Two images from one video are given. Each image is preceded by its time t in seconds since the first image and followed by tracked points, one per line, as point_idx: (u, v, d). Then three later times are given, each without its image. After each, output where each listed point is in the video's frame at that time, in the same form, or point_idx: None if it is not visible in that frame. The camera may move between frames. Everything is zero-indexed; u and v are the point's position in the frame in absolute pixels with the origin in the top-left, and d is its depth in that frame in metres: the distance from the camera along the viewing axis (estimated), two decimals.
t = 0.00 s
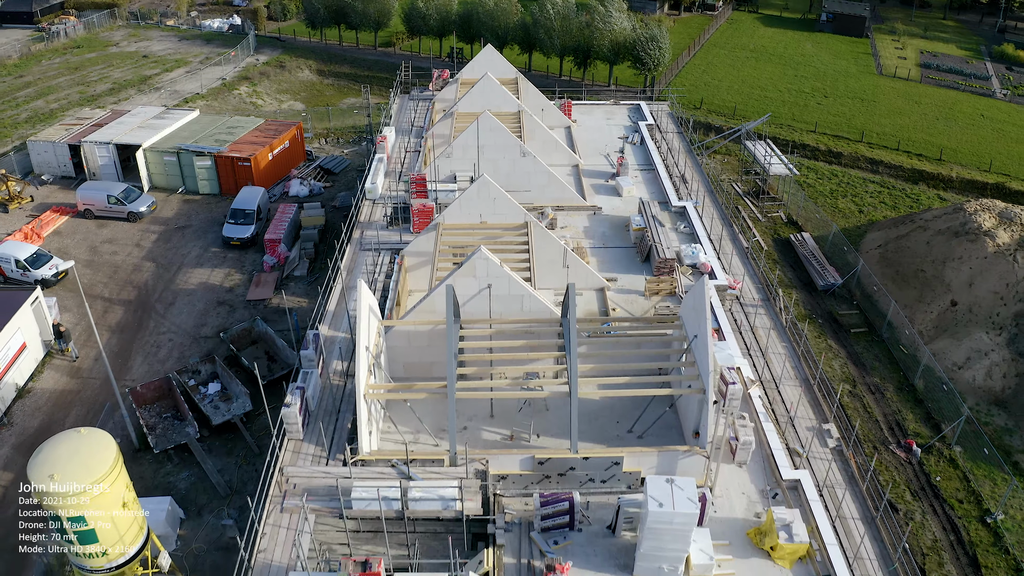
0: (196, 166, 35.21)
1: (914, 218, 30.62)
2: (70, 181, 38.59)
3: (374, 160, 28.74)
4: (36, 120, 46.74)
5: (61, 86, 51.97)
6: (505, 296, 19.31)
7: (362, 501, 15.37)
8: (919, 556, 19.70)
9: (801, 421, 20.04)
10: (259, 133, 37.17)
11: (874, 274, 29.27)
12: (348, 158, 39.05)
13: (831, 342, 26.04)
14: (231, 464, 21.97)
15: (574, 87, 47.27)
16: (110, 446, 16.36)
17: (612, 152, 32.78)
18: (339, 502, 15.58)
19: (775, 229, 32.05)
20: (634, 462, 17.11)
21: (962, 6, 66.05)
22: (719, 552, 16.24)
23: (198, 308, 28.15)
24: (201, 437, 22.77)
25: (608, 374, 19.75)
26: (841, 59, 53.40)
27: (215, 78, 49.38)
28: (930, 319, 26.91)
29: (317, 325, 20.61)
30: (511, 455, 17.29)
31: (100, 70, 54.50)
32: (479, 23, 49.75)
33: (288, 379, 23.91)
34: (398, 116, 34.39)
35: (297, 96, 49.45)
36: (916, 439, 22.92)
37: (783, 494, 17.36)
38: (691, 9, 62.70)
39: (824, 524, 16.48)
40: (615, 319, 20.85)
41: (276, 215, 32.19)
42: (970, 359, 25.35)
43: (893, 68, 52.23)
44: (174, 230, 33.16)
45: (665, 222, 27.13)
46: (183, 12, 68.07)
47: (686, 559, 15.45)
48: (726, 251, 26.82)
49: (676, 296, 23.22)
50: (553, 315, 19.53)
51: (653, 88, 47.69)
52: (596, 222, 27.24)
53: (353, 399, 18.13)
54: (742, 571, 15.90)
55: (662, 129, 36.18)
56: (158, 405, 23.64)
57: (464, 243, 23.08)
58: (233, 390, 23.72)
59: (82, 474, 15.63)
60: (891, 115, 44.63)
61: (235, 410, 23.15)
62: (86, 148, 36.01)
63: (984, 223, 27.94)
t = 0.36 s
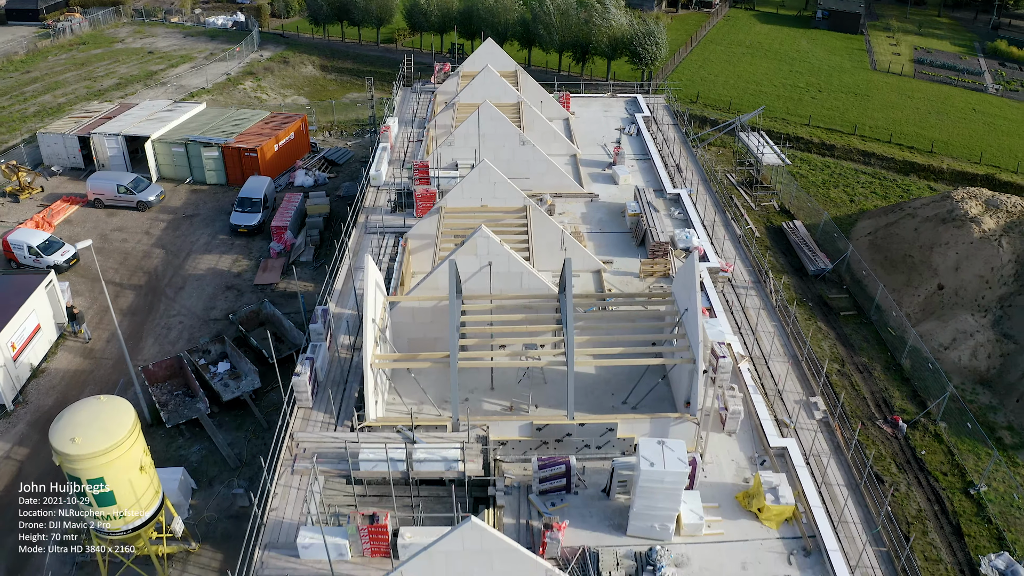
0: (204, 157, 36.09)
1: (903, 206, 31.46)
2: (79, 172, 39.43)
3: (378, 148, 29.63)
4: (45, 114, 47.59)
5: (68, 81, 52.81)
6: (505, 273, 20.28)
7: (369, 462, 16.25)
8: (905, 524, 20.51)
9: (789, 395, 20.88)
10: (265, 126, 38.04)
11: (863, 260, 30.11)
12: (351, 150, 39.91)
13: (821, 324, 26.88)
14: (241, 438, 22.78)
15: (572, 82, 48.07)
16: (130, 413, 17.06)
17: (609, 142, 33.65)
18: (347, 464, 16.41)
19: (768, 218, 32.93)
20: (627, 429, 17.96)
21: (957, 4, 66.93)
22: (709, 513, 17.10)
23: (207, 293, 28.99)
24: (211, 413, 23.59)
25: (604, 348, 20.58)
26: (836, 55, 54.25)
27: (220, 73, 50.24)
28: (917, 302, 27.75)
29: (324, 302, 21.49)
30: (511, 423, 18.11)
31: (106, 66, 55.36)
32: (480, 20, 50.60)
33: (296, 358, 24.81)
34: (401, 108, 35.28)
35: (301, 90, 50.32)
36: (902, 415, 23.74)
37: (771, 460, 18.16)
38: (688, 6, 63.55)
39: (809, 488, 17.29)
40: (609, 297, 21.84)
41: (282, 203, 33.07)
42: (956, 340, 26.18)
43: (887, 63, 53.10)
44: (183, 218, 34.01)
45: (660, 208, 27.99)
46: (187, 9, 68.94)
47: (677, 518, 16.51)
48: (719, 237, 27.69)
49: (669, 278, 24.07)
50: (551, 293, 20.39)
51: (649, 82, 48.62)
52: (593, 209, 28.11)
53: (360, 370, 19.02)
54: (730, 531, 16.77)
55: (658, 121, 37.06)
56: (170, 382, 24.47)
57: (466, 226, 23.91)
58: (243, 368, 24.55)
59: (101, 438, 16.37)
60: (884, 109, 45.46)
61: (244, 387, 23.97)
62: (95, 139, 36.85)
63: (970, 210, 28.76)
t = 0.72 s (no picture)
0: (212, 148, 37.01)
1: (893, 195, 32.36)
2: (89, 163, 40.31)
3: (382, 137, 30.59)
4: (54, 108, 48.50)
5: (76, 76, 53.72)
6: (506, 252, 21.47)
7: (377, 425, 17.01)
8: (890, 493, 21.34)
9: (778, 369, 21.77)
10: (271, 117, 38.96)
11: (853, 246, 31.00)
12: (355, 142, 40.82)
13: (812, 306, 27.75)
14: (251, 412, 23.63)
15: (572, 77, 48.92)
16: (148, 380, 17.91)
17: (606, 132, 34.56)
18: (355, 428, 17.27)
19: (761, 206, 33.85)
20: (622, 397, 18.83)
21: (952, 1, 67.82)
22: (700, 476, 17.95)
23: (216, 277, 29.88)
24: (221, 389, 24.43)
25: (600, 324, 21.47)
26: (831, 50, 55.14)
27: (225, 68, 51.12)
28: (906, 286, 28.66)
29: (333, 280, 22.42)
30: (511, 391, 19.02)
31: (113, 61, 56.25)
32: (481, 16, 51.46)
33: (303, 338, 25.68)
34: (404, 99, 36.22)
35: (305, 85, 51.24)
36: (889, 391, 24.61)
37: (759, 428, 19.01)
38: (686, 4, 64.48)
39: (796, 453, 18.13)
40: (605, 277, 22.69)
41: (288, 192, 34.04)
42: (942, 321, 27.03)
43: (881, 59, 53.99)
44: (191, 207, 34.93)
45: (655, 194, 28.92)
46: (191, 7, 69.86)
47: (669, 479, 17.39)
48: (712, 222, 28.62)
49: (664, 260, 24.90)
50: (549, 271, 21.39)
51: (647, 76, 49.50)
52: (590, 195, 29.01)
53: (367, 342, 19.97)
54: (720, 493, 17.61)
55: (654, 113, 37.98)
56: (182, 360, 25.33)
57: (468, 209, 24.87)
58: (252, 347, 25.40)
59: (121, 402, 17.19)
60: (878, 103, 46.33)
61: (254, 364, 24.82)
62: (105, 130, 37.75)
63: (957, 197, 29.66)
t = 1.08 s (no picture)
0: (220, 140, 37.97)
1: (883, 185, 33.29)
2: (98, 156, 41.21)
3: (387, 128, 31.56)
4: (62, 103, 49.39)
5: (83, 72, 54.62)
6: (506, 234, 22.54)
7: (385, 395, 18.00)
8: (876, 466, 22.18)
9: (767, 346, 22.70)
10: (276, 111, 39.94)
11: (844, 234, 31.93)
12: (359, 135, 41.76)
13: (803, 291, 28.67)
14: (261, 390, 24.54)
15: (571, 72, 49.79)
16: (166, 353, 18.82)
17: (604, 125, 35.49)
18: (364, 398, 18.19)
19: (755, 196, 34.80)
20: (617, 369, 19.78)
21: None
22: (691, 444, 18.84)
23: (225, 264, 30.79)
24: (232, 368, 25.35)
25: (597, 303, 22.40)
26: (826, 47, 56.05)
27: (231, 64, 52.01)
28: (894, 272, 29.59)
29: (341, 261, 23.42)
30: (512, 364, 19.71)
31: (119, 58, 57.14)
32: (482, 13, 52.31)
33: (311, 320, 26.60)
34: (407, 93, 37.17)
35: (309, 81, 52.18)
36: (876, 370, 25.51)
37: (749, 400, 19.90)
38: (683, 2, 65.41)
39: (783, 422, 18.99)
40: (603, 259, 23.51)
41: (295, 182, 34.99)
42: (929, 305, 27.95)
43: (875, 55, 54.92)
44: (200, 198, 35.86)
45: (651, 183, 29.85)
46: (195, 5, 70.79)
47: (662, 445, 18.30)
48: (706, 210, 29.55)
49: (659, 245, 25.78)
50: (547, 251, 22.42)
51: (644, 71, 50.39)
52: (588, 183, 29.92)
53: (374, 319, 20.96)
54: (711, 460, 18.50)
55: (651, 106, 38.92)
56: (193, 341, 26.20)
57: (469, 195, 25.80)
58: (261, 329, 26.31)
59: (141, 372, 18.08)
60: (871, 98, 47.24)
61: (263, 345, 25.74)
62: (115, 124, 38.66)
63: (944, 185, 30.58)
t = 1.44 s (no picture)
0: (227, 132, 38.92)
1: (874, 174, 34.16)
2: (107, 148, 42.10)
3: (391, 118, 32.52)
4: (69, 97, 50.26)
5: (89, 67, 55.48)
6: (506, 216, 23.61)
7: (391, 364, 18.81)
8: (863, 439, 23.01)
9: (758, 325, 23.57)
10: (282, 104, 40.84)
11: (835, 221, 32.78)
12: (362, 127, 42.66)
13: (794, 276, 29.57)
14: (270, 368, 25.42)
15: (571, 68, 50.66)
16: (182, 327, 19.64)
17: (602, 116, 36.41)
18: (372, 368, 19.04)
19: (749, 185, 35.71)
20: (614, 343, 20.69)
21: None
22: (684, 414, 19.69)
23: (233, 250, 31.69)
24: (242, 348, 26.23)
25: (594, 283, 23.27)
26: (822, 43, 56.96)
27: (236, 59, 52.92)
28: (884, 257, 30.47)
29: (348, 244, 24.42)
30: (512, 339, 20.85)
31: (126, 53, 58.03)
32: (483, 9, 53.20)
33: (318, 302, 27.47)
34: (410, 85, 38.12)
35: (312, 76, 53.09)
36: (865, 350, 26.37)
37: (739, 373, 20.74)
38: None
39: (772, 394, 19.82)
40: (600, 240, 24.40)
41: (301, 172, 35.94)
42: (917, 288, 28.84)
43: (870, 51, 55.85)
44: (208, 188, 36.77)
45: (647, 171, 30.76)
46: (199, 3, 71.69)
47: (656, 414, 19.17)
48: (701, 198, 30.51)
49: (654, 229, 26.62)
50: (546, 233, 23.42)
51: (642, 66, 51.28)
52: (586, 172, 30.78)
53: (381, 296, 21.93)
54: (702, 428, 19.36)
55: (648, 99, 39.85)
56: (204, 322, 27.05)
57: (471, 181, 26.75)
58: (270, 310, 27.20)
59: (159, 344, 18.87)
60: (865, 93, 48.13)
61: (272, 325, 26.62)
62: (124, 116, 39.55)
63: (933, 174, 31.45)
